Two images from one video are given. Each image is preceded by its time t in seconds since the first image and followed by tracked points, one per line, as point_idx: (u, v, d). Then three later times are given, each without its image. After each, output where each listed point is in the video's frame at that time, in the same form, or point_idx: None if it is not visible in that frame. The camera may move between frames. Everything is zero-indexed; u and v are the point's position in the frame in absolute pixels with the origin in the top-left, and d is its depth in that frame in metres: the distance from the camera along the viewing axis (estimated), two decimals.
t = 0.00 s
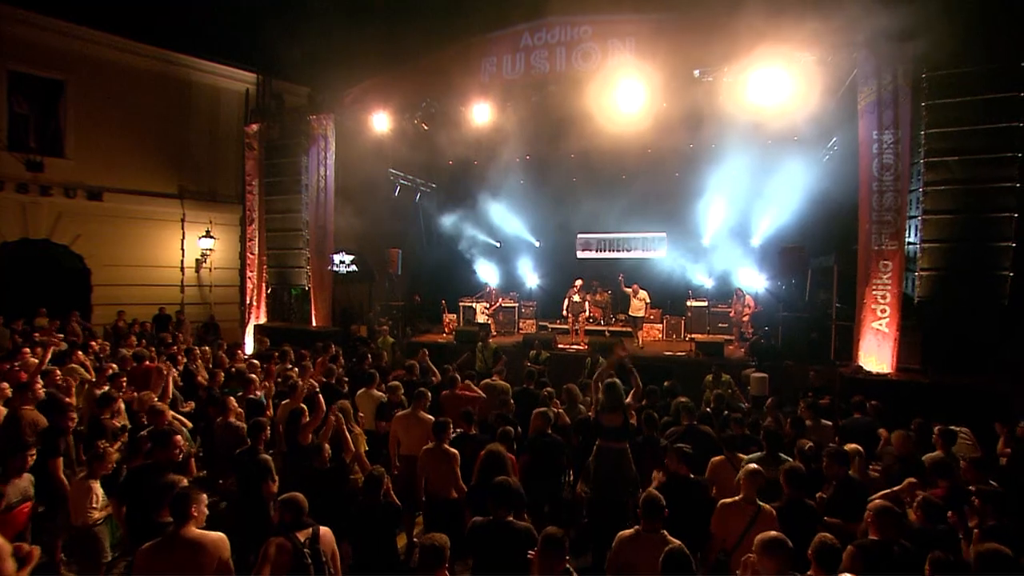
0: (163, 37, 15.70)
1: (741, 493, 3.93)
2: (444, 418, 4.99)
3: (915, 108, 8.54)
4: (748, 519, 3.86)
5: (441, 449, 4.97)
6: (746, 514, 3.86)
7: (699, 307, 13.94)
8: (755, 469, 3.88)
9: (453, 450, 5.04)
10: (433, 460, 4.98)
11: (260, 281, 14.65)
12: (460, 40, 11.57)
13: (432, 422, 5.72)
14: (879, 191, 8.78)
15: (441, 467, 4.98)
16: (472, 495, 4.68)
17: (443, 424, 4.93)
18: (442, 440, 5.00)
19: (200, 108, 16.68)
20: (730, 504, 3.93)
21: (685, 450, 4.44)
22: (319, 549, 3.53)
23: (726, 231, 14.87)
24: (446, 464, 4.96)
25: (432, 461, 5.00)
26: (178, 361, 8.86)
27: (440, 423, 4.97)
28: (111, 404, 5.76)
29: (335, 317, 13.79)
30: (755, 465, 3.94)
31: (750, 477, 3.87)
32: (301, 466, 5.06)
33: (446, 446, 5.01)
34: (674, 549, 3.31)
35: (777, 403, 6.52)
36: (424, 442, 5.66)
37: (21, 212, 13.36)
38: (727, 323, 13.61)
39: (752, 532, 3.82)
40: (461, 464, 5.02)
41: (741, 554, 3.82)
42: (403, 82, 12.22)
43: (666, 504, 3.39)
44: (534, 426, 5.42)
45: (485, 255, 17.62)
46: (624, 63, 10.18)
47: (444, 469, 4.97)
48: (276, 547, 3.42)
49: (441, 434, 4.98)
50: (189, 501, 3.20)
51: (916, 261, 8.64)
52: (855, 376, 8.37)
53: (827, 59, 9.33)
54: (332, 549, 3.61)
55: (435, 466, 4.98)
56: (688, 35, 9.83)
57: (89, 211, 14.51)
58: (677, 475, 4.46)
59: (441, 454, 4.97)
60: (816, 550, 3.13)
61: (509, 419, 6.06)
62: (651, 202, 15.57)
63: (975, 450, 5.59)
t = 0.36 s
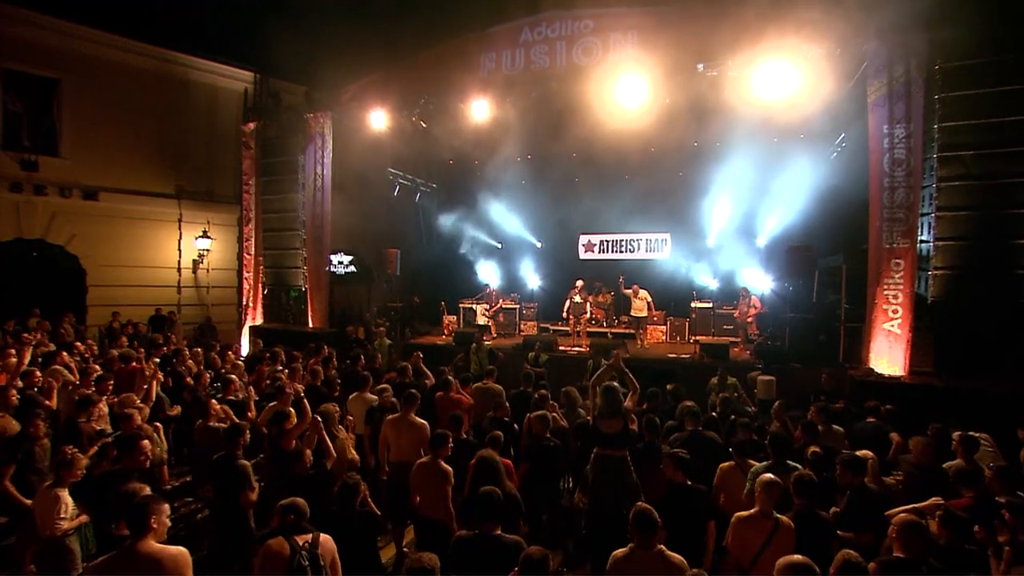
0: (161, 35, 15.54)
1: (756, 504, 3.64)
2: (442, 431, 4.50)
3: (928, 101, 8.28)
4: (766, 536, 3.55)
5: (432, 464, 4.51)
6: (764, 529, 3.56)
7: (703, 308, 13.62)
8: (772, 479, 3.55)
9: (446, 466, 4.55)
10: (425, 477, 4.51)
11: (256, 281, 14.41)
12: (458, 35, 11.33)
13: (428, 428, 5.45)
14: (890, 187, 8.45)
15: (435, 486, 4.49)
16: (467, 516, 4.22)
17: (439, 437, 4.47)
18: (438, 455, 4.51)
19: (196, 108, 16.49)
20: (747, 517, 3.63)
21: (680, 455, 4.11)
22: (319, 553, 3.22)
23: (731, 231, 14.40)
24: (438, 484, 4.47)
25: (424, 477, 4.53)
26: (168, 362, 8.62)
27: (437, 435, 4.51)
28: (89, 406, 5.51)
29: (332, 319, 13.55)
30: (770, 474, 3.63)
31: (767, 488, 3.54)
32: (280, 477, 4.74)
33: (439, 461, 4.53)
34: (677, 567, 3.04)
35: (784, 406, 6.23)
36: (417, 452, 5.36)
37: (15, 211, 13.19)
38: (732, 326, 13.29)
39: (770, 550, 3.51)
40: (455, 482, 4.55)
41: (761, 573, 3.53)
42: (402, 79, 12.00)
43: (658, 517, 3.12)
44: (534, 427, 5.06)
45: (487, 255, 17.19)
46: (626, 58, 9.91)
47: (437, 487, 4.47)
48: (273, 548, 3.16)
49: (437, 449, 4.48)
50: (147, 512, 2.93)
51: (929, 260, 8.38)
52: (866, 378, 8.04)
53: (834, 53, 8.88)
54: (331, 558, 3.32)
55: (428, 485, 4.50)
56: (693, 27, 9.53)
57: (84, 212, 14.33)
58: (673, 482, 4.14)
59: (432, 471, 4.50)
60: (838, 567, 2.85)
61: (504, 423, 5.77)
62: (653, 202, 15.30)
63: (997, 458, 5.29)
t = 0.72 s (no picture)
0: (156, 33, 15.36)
1: (767, 517, 3.36)
2: (430, 438, 4.22)
3: (938, 94, 8.00)
4: (779, 553, 3.27)
5: (418, 475, 4.22)
6: (777, 545, 3.28)
7: (706, 310, 13.32)
8: (784, 490, 3.28)
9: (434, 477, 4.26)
10: (409, 489, 4.21)
11: (250, 282, 14.17)
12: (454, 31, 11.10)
13: (412, 430, 5.21)
14: (899, 183, 8.16)
15: (417, 499, 4.20)
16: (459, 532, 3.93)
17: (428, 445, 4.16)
18: (425, 465, 4.22)
19: (191, 107, 16.30)
20: (758, 532, 3.34)
21: (680, 463, 3.89)
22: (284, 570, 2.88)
23: (734, 231, 14.26)
24: (422, 497, 4.19)
25: (408, 490, 4.22)
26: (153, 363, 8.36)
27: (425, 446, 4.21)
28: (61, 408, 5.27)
29: (326, 321, 13.31)
30: (783, 483, 3.35)
31: (779, 500, 3.27)
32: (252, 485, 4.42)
33: (427, 472, 4.23)
34: None
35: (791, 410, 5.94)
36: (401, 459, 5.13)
37: (5, 209, 12.97)
38: (735, 328, 13.18)
39: (783, 566, 3.24)
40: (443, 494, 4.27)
41: None
42: (397, 77, 11.77)
43: (653, 532, 2.90)
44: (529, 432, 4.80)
45: (488, 257, 17.02)
46: (626, 53, 9.62)
47: (421, 500, 4.19)
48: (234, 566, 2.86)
49: (425, 460, 4.20)
50: (93, 523, 2.67)
51: (940, 259, 8.06)
52: (876, 381, 7.72)
53: (842, 44, 8.65)
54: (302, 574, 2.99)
55: (413, 498, 4.20)
56: (695, 20, 9.24)
57: (77, 211, 14.13)
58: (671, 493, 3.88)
59: (418, 482, 4.20)
60: None
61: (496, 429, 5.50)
62: (654, 202, 15.04)
63: (1018, 466, 4.99)
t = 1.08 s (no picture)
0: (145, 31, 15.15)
1: (770, 532, 3.10)
2: (397, 444, 3.94)
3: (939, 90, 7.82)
4: (785, 569, 3.02)
5: (390, 486, 3.95)
6: (782, 562, 3.02)
7: (703, 312, 13.08)
8: (789, 502, 3.04)
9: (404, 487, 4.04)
10: (380, 499, 3.95)
11: (239, 284, 13.93)
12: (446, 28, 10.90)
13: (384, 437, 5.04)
14: (900, 181, 7.93)
15: (387, 511, 3.93)
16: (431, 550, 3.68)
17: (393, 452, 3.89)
18: (393, 475, 3.98)
19: (182, 106, 16.05)
20: (759, 547, 3.08)
21: (679, 474, 3.68)
22: None
23: (731, 233, 14.06)
24: (393, 510, 3.91)
25: (377, 502, 3.96)
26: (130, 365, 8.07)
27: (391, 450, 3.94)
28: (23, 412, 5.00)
29: (317, 323, 13.07)
30: (788, 495, 3.12)
31: (783, 512, 3.03)
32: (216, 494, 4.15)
33: (397, 482, 3.99)
34: None
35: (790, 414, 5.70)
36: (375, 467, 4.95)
37: None
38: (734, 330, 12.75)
39: None
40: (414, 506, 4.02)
41: None
42: (387, 76, 11.57)
43: (648, 549, 2.69)
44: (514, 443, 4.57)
45: (484, 259, 16.75)
46: (621, 50, 9.40)
47: (392, 512, 3.92)
48: None
49: (394, 469, 3.94)
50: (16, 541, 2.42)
51: (942, 259, 7.86)
52: (878, 385, 7.49)
53: (842, 40, 8.43)
54: None
55: (385, 509, 3.93)
56: (691, 16, 9.04)
57: (63, 212, 13.86)
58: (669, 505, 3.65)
59: (391, 492, 3.94)
60: None
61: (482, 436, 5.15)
62: (651, 203, 14.85)
63: None
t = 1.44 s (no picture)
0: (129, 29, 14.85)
1: (767, 552, 2.87)
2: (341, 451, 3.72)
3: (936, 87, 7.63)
4: None
5: (337, 495, 3.70)
6: None
7: (697, 316, 12.87)
8: (786, 518, 2.82)
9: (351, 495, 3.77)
10: (325, 508, 3.69)
11: (224, 287, 13.63)
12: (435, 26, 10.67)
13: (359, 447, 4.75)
14: (897, 181, 7.73)
15: (332, 521, 3.67)
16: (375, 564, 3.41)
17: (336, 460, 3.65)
18: (339, 483, 3.73)
19: (168, 106, 15.75)
20: (757, 568, 2.85)
21: (670, 482, 3.39)
22: None
23: (725, 236, 13.88)
24: (338, 520, 3.66)
25: (323, 511, 3.70)
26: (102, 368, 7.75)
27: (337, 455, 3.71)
28: None
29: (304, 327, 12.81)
30: (785, 510, 2.91)
31: (780, 530, 2.80)
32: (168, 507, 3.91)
33: (344, 490, 3.74)
34: None
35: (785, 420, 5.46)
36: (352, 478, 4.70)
37: None
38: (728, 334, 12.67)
39: None
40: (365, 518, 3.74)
41: None
42: (374, 74, 11.33)
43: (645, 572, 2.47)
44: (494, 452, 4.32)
45: (476, 262, 16.50)
46: (612, 47, 9.17)
47: (341, 522, 3.66)
48: None
49: (339, 476, 3.70)
50: None
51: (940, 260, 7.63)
52: (876, 389, 7.28)
53: (837, 37, 8.23)
54: None
55: (329, 518, 3.67)
56: (683, 12, 8.84)
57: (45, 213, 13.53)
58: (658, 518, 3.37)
59: (338, 502, 3.69)
60: None
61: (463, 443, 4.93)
62: (644, 205, 14.66)
63: None
